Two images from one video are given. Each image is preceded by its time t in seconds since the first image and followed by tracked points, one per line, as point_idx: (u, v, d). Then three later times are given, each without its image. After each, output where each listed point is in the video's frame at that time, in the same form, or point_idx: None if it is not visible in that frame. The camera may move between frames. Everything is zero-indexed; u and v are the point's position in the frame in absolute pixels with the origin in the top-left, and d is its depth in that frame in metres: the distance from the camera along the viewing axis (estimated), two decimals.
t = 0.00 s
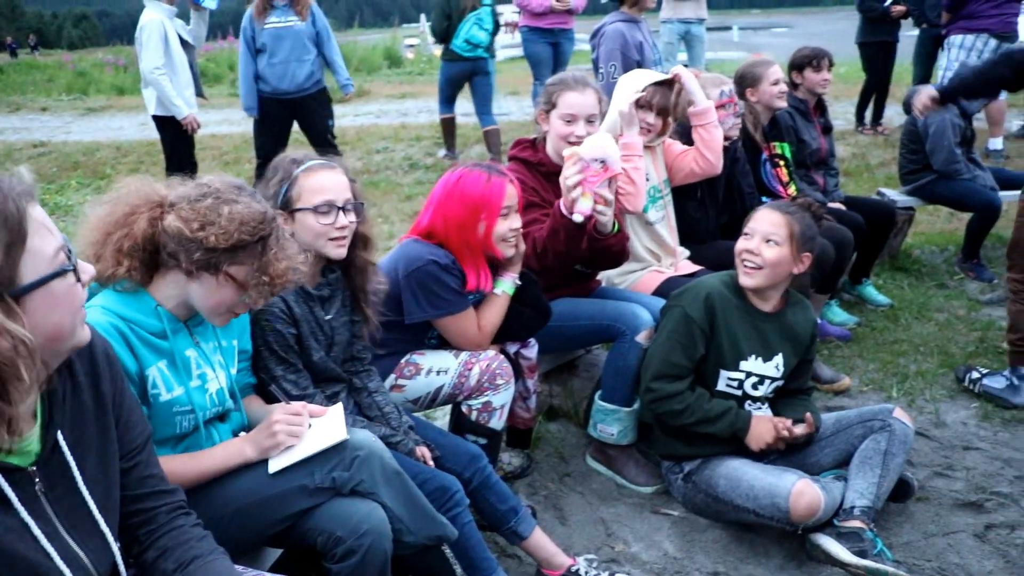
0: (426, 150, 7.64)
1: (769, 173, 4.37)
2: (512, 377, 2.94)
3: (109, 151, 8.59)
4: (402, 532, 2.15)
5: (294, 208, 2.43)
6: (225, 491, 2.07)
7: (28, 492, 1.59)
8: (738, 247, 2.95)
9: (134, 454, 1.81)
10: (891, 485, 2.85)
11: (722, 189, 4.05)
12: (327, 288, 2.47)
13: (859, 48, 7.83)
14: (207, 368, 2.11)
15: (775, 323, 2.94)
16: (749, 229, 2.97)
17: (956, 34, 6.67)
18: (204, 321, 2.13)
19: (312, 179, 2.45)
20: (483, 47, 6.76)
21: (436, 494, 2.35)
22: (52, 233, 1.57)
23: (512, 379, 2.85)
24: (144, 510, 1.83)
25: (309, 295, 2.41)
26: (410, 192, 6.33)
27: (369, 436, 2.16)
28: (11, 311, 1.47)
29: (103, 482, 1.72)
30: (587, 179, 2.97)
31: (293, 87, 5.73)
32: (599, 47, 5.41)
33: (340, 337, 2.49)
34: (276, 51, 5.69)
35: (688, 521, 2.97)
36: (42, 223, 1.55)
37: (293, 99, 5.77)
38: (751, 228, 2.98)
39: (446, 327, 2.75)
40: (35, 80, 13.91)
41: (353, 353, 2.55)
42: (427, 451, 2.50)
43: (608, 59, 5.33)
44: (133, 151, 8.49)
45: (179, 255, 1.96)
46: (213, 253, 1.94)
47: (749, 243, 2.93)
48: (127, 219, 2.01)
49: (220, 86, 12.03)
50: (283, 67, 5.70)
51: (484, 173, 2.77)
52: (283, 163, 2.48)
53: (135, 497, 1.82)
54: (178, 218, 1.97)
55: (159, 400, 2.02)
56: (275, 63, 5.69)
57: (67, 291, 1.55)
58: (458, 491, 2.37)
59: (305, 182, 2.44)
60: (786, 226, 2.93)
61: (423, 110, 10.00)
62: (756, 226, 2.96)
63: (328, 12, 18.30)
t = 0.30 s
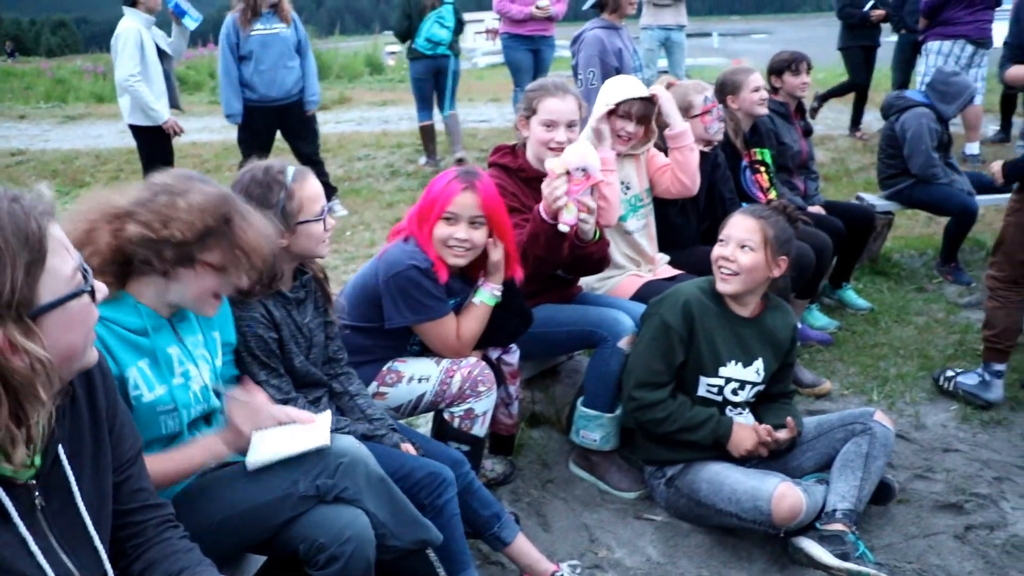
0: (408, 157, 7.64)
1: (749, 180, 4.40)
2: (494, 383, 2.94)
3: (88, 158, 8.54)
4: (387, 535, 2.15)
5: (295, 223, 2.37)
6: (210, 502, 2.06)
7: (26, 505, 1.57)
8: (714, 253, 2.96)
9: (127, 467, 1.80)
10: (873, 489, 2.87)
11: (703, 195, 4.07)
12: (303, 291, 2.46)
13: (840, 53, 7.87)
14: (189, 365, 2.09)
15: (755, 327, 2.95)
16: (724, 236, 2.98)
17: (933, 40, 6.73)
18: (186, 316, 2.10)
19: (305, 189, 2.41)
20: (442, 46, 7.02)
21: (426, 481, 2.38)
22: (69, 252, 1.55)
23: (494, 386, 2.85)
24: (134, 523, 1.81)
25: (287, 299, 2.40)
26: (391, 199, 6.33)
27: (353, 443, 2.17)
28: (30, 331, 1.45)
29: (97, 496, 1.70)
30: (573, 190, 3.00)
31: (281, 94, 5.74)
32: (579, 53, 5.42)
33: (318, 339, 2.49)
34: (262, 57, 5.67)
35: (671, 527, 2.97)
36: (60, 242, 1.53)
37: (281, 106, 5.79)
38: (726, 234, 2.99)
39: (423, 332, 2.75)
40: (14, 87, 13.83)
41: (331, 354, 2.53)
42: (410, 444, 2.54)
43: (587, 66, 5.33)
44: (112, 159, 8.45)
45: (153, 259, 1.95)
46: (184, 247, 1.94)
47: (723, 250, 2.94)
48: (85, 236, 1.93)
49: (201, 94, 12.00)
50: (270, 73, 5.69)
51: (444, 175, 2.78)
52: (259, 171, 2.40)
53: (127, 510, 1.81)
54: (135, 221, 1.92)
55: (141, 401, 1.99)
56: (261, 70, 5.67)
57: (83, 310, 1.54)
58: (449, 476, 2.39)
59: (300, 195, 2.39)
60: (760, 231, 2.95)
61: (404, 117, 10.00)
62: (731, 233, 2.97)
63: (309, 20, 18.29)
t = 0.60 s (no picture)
0: (386, 164, 7.63)
1: (726, 185, 4.41)
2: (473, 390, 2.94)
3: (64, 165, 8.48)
4: (349, 530, 2.14)
5: (282, 241, 2.35)
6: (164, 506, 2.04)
7: (13, 519, 1.56)
8: (700, 267, 2.95)
9: (110, 481, 1.78)
10: (852, 489, 2.88)
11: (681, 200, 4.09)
12: (287, 303, 2.44)
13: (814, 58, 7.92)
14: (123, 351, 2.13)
15: (734, 335, 2.97)
16: (710, 247, 2.97)
17: (907, 45, 6.80)
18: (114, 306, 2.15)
19: (290, 206, 2.38)
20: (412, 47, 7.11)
21: (405, 489, 2.37)
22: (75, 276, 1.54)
23: (472, 393, 2.85)
24: (117, 536, 1.79)
25: (270, 311, 2.38)
26: (370, 205, 6.32)
27: (308, 431, 2.16)
28: (32, 354, 1.45)
29: (83, 510, 1.69)
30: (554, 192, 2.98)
31: (263, 100, 5.75)
32: (558, 59, 5.43)
33: (301, 350, 2.47)
34: (244, 63, 5.64)
35: (652, 531, 2.98)
36: (68, 266, 1.53)
37: (262, 112, 5.77)
38: (711, 246, 2.98)
39: (399, 338, 2.75)
40: None
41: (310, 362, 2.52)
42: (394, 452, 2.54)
43: (567, 70, 5.34)
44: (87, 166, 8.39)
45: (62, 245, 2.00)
46: (88, 226, 1.99)
47: (712, 262, 2.93)
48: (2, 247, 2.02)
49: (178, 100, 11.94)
50: (252, 79, 5.68)
51: (408, 180, 2.79)
52: (242, 190, 2.35)
53: (110, 524, 1.79)
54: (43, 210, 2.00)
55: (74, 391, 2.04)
56: (244, 75, 5.65)
57: (83, 335, 1.54)
58: (427, 484, 2.38)
59: (285, 212, 2.37)
60: (746, 242, 2.95)
61: (383, 124, 9.99)
62: (716, 244, 2.96)
63: (287, 26, 18.26)
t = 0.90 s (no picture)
0: (367, 169, 7.62)
1: (707, 190, 4.45)
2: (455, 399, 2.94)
3: (41, 172, 8.42)
4: (322, 542, 2.12)
5: (272, 253, 2.35)
6: (131, 514, 2.06)
7: None
8: (687, 278, 2.92)
9: (53, 480, 1.76)
10: (831, 493, 2.90)
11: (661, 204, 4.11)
12: (273, 318, 2.44)
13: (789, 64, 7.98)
14: (78, 370, 2.09)
15: (716, 342, 2.97)
16: (698, 257, 2.95)
17: (884, 50, 6.86)
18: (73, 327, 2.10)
19: (279, 217, 2.37)
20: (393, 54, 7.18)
21: (385, 497, 2.36)
22: None
23: (453, 399, 2.85)
24: (69, 537, 1.78)
25: (254, 327, 2.37)
26: (351, 211, 6.31)
27: (272, 451, 2.11)
28: None
29: (24, 508, 1.70)
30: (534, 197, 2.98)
31: (237, 107, 5.69)
32: (536, 65, 5.44)
33: (284, 362, 2.46)
34: (217, 70, 5.64)
35: (634, 535, 2.98)
36: None
37: (237, 118, 5.74)
38: (697, 256, 2.96)
39: (380, 346, 2.75)
40: None
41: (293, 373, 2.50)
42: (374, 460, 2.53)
43: (546, 75, 5.34)
44: (65, 173, 8.33)
45: (9, 264, 1.94)
46: (36, 252, 1.93)
47: (701, 272, 2.91)
48: None
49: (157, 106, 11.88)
50: (227, 85, 5.65)
51: (388, 188, 2.79)
52: (233, 202, 2.33)
53: (58, 525, 1.77)
54: None
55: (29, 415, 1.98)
56: (218, 81, 5.64)
57: None
58: (407, 493, 2.37)
59: (275, 223, 2.36)
60: (732, 248, 2.97)
61: (363, 129, 9.98)
62: (705, 254, 2.95)
63: (267, 32, 18.21)
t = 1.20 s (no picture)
0: (348, 174, 7.60)
1: (688, 194, 4.46)
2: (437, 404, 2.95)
3: (20, 178, 8.36)
4: (307, 558, 2.14)
5: (245, 258, 2.34)
6: (120, 525, 2.02)
7: None
8: (678, 288, 2.91)
9: None
10: (813, 495, 2.92)
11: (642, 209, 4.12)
12: (252, 323, 2.42)
13: (766, 69, 8.04)
14: (98, 386, 2.09)
15: (697, 345, 2.98)
16: (687, 266, 2.93)
17: (864, 55, 6.91)
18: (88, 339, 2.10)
19: (253, 222, 2.36)
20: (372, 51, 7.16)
21: (367, 503, 2.35)
22: None
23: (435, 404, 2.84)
24: (9, 528, 1.74)
25: (233, 332, 2.37)
26: (332, 216, 6.30)
27: (267, 463, 2.11)
28: None
29: None
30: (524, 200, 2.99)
31: (214, 113, 5.68)
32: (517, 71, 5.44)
33: (264, 367, 2.45)
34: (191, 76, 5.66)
35: (617, 539, 2.99)
36: None
37: (214, 125, 5.71)
38: (686, 265, 2.94)
39: (361, 351, 2.74)
40: None
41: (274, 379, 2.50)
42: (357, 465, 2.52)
43: (526, 81, 5.34)
44: (45, 179, 8.27)
45: (43, 272, 1.91)
46: (77, 267, 1.90)
47: (692, 281, 2.91)
48: None
49: (137, 112, 11.81)
50: (202, 92, 5.64)
51: (373, 194, 2.78)
52: (206, 206, 2.33)
53: None
54: (36, 236, 1.92)
55: (58, 434, 1.96)
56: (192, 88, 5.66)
57: None
58: (389, 498, 2.37)
59: (248, 227, 2.35)
60: (719, 257, 2.96)
61: (345, 134, 9.96)
62: (696, 264, 2.93)
63: (249, 37, 18.17)
